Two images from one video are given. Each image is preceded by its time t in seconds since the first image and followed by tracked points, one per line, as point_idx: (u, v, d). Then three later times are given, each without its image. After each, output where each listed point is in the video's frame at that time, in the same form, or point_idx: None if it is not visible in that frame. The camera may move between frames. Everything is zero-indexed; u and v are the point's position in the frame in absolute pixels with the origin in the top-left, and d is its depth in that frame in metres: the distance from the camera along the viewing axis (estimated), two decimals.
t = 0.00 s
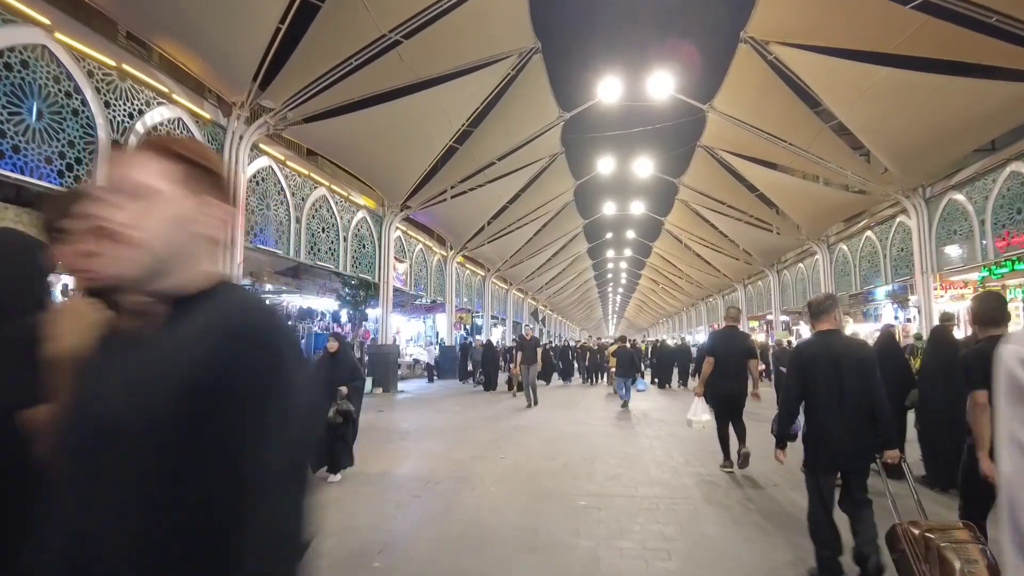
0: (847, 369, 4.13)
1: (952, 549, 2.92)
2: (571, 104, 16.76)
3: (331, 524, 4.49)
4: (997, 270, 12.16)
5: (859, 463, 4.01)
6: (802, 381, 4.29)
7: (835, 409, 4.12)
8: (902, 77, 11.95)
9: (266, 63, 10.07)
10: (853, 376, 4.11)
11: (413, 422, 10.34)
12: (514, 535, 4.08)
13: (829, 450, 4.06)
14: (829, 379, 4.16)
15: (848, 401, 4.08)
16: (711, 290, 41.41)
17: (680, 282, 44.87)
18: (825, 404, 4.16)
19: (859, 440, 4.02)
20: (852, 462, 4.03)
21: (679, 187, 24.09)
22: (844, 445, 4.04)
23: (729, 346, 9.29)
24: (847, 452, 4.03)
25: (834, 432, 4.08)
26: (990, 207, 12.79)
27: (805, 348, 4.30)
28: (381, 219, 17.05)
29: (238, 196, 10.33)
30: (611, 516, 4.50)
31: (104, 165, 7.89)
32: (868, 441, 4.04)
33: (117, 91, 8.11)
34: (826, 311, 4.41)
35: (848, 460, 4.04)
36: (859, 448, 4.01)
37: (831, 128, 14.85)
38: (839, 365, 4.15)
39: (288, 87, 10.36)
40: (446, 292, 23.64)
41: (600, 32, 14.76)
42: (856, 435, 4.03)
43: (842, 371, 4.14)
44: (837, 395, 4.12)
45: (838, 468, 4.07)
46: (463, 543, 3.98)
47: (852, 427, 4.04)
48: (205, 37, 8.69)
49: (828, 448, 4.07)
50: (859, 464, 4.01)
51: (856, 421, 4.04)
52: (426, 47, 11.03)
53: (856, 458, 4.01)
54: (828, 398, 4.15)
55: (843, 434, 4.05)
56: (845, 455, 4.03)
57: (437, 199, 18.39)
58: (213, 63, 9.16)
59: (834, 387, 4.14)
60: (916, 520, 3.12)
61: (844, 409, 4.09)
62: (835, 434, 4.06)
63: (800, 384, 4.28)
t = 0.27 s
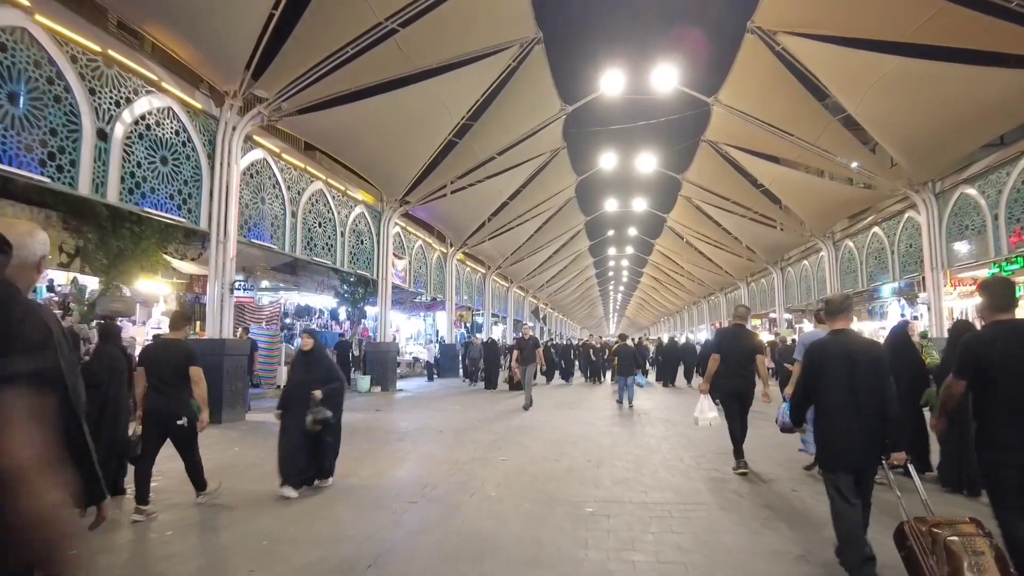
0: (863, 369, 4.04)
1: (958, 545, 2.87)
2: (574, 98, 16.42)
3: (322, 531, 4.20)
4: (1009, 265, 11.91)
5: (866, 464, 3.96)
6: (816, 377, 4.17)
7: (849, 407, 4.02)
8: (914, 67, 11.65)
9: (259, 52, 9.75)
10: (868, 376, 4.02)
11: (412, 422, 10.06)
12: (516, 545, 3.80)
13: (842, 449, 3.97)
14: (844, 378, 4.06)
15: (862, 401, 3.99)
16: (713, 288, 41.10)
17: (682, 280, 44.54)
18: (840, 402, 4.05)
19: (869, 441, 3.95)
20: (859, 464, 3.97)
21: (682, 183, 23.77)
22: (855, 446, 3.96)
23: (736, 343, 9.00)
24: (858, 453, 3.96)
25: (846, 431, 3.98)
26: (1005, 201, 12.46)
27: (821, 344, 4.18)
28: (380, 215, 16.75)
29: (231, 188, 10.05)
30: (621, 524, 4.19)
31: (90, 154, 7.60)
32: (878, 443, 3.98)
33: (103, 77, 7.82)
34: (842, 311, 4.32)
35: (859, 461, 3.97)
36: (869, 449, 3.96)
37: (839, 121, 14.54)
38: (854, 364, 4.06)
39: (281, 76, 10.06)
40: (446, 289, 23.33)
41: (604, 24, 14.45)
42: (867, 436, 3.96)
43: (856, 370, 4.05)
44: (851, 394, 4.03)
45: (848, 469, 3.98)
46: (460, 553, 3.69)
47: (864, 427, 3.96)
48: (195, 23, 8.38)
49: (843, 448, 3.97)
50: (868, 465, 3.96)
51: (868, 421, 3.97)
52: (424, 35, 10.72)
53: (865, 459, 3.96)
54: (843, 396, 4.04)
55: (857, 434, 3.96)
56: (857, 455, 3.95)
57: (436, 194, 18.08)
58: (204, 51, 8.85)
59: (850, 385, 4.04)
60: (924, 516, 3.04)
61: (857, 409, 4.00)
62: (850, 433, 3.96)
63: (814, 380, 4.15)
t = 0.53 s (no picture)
0: (882, 370, 3.65)
1: (977, 549, 2.82)
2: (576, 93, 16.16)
3: (311, 546, 3.94)
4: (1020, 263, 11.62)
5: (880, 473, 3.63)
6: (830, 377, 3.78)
7: (864, 411, 3.63)
8: (924, 61, 11.37)
9: (254, 45, 9.49)
10: (888, 378, 3.65)
11: (411, 424, 9.80)
12: (521, 562, 3.55)
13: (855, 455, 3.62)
14: (858, 380, 3.68)
15: (880, 404, 3.62)
16: (715, 287, 40.83)
17: (683, 279, 44.26)
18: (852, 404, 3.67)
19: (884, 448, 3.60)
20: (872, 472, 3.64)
21: (685, 181, 23.47)
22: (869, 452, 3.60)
23: (745, 342, 8.71)
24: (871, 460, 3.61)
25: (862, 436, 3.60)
26: (1016, 198, 12.16)
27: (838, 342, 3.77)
28: (379, 213, 16.47)
29: (224, 184, 9.77)
30: (632, 538, 3.94)
31: (76, 148, 7.33)
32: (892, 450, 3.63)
33: (89, 69, 7.55)
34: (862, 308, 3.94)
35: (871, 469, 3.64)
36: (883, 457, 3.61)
37: (847, 115, 14.24)
38: (872, 365, 3.67)
39: (275, 70, 9.81)
40: (447, 289, 23.09)
41: (606, 18, 14.19)
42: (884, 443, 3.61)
43: (875, 371, 3.66)
44: (868, 397, 3.64)
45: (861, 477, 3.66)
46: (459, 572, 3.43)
47: (881, 434, 3.59)
48: (187, 14, 8.10)
49: (854, 455, 3.62)
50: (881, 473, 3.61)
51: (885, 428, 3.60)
52: (422, 28, 10.47)
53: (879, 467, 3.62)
54: (859, 398, 3.66)
55: (871, 441, 3.59)
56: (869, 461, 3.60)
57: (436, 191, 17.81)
58: (196, 43, 8.57)
59: (866, 386, 3.66)
60: (941, 519, 3.03)
61: (871, 413, 3.62)
62: (865, 438, 3.59)
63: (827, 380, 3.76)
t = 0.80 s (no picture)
0: (897, 375, 3.80)
1: (1017, 556, 2.67)
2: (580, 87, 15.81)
3: (303, 565, 3.60)
4: None
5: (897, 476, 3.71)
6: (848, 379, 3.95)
7: (878, 412, 3.82)
8: (940, 52, 11.02)
9: (249, 33, 9.15)
10: (901, 381, 3.79)
11: (412, 427, 9.44)
12: None
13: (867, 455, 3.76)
14: (873, 385, 3.85)
15: (894, 406, 3.76)
16: (718, 287, 40.46)
17: (686, 278, 43.82)
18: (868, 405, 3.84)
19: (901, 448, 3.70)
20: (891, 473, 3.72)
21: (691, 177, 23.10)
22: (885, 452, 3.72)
23: (758, 341, 8.37)
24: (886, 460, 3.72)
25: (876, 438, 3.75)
26: None
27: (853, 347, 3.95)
28: (379, 211, 16.12)
29: (218, 178, 9.44)
30: (656, 557, 3.59)
31: (60, 138, 7.00)
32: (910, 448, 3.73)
33: (74, 56, 7.22)
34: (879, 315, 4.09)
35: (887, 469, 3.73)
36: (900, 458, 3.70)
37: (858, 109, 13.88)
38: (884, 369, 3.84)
39: (271, 59, 9.48)
40: (448, 287, 22.75)
41: (612, 9, 13.85)
42: (900, 446, 3.71)
43: (892, 373, 3.82)
44: (884, 398, 3.79)
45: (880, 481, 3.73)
46: None
47: (898, 432, 3.70)
48: None
49: (866, 456, 3.78)
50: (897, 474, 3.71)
51: (904, 430, 3.72)
52: (423, 17, 10.14)
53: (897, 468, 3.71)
54: (875, 400, 3.81)
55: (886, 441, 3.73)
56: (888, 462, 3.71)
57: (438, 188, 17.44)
58: (188, 30, 8.24)
59: (880, 388, 3.82)
60: (975, 525, 2.87)
61: (886, 412, 3.77)
62: (879, 437, 3.74)
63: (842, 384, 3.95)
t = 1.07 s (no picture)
0: (909, 369, 3.71)
1: None
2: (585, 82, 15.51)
3: None
4: None
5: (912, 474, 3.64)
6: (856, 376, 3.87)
7: (891, 410, 3.74)
8: (956, 45, 10.72)
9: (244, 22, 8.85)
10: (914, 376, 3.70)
11: (413, 430, 9.18)
12: None
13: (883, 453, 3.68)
14: (885, 379, 3.76)
15: (906, 403, 3.68)
16: (721, 286, 40.14)
17: (688, 278, 43.48)
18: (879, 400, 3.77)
19: (914, 445, 3.63)
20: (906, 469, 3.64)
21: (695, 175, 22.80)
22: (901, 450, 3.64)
23: (768, 341, 8.10)
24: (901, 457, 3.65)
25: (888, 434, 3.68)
26: None
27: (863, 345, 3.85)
28: (379, 207, 15.81)
29: (213, 173, 9.15)
30: None
31: (46, 128, 6.70)
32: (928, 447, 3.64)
33: (60, 43, 6.92)
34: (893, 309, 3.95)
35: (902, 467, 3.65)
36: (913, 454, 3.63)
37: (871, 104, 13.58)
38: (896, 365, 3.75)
39: (268, 50, 9.19)
40: (448, 286, 22.46)
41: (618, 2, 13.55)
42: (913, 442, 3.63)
43: (905, 370, 3.73)
44: (895, 395, 3.72)
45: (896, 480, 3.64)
46: None
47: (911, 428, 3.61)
48: None
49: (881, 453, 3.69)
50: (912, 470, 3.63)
51: (918, 427, 3.65)
52: (424, 7, 9.84)
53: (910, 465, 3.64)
54: (886, 395, 3.75)
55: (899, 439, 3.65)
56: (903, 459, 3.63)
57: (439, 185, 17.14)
58: (181, 18, 7.94)
59: (892, 382, 3.74)
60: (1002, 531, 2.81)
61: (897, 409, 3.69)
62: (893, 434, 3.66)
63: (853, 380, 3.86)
